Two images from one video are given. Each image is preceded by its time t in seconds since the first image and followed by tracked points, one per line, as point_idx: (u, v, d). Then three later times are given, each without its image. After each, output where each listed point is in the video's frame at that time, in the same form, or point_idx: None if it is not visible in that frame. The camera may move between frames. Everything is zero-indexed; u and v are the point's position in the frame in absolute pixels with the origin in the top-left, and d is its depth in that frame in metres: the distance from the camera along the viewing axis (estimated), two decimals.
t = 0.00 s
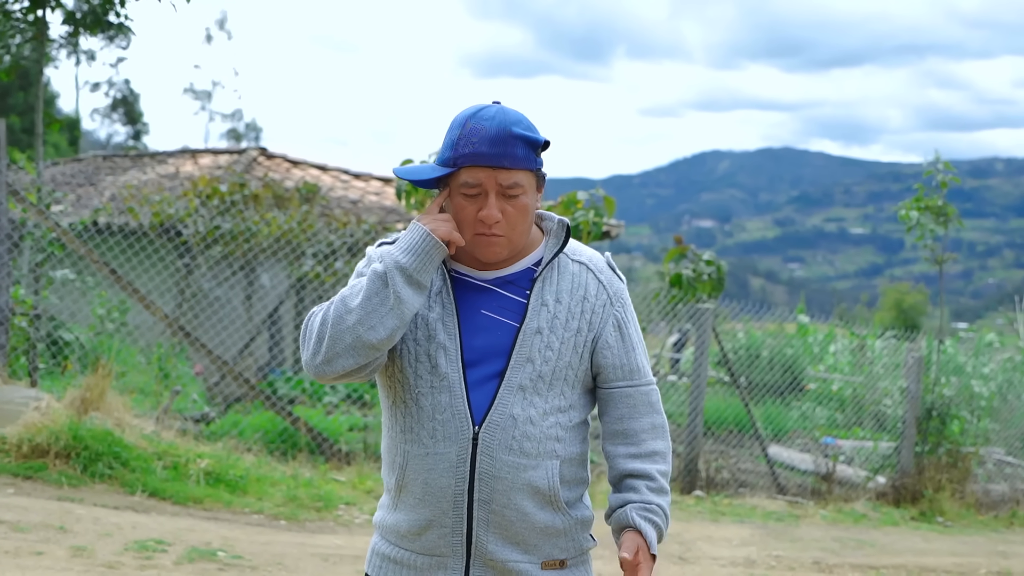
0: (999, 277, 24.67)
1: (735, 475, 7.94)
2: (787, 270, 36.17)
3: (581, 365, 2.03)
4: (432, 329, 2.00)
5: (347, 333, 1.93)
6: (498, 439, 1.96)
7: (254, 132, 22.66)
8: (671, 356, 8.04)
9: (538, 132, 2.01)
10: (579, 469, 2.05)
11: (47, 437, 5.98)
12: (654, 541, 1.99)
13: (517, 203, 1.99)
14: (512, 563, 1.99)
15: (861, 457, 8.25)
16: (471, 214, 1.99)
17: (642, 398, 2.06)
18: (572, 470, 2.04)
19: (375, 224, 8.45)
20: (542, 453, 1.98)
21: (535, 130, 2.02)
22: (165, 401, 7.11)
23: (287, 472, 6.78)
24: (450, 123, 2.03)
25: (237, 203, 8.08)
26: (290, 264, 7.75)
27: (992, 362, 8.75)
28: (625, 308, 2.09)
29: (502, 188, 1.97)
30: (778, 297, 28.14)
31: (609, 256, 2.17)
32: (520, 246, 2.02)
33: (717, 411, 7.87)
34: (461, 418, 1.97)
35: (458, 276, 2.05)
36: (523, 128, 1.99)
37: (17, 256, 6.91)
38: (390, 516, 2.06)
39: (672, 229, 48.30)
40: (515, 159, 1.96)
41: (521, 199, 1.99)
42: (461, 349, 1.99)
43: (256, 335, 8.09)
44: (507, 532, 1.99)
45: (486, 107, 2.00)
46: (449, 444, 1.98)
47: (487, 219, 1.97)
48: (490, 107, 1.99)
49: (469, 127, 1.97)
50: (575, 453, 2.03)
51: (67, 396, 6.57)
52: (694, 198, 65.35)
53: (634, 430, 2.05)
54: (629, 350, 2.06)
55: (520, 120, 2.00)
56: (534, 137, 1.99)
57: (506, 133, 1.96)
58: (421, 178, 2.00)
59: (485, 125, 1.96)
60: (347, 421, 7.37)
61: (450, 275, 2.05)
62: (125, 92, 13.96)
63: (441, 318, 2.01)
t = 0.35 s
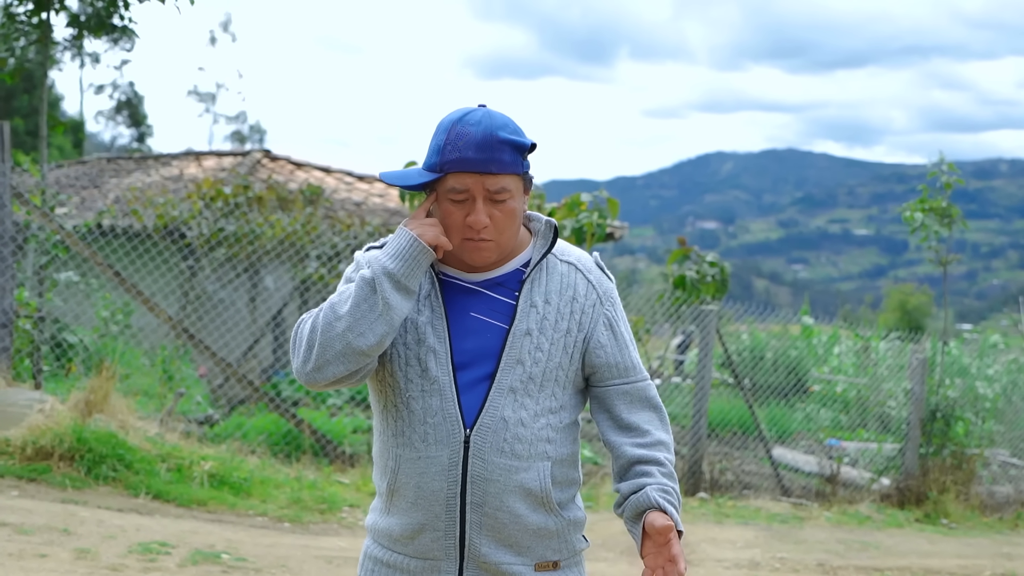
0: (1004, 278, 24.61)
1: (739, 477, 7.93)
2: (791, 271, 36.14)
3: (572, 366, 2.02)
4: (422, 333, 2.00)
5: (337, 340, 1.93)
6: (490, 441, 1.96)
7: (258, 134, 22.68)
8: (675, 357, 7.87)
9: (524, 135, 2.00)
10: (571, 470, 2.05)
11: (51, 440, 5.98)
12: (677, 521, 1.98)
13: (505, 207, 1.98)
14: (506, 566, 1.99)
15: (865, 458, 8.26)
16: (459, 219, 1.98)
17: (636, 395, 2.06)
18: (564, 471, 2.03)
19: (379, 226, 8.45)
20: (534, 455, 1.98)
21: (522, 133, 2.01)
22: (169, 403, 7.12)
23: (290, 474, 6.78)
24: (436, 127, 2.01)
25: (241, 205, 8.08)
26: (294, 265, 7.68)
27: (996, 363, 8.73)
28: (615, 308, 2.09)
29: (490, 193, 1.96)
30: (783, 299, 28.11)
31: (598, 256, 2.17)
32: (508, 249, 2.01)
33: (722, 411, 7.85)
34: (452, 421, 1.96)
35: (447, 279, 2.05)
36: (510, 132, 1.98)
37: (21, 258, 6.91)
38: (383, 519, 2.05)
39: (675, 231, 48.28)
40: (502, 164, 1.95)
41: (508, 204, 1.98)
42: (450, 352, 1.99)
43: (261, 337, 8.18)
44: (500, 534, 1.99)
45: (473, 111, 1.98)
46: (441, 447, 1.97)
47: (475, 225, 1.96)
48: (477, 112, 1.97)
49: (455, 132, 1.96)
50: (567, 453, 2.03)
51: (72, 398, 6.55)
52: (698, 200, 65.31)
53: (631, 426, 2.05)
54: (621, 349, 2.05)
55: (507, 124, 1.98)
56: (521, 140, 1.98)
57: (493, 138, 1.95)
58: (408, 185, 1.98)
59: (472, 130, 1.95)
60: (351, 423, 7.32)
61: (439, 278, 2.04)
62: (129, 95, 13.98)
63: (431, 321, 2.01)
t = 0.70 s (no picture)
0: (1005, 280, 24.61)
1: (741, 479, 7.93)
2: (792, 273, 36.13)
3: (572, 370, 2.01)
4: (422, 337, 1.99)
5: (337, 345, 1.93)
6: (490, 445, 1.95)
7: (259, 137, 22.70)
8: (676, 359, 7.87)
9: (526, 140, 1.99)
10: (571, 473, 2.04)
11: (52, 443, 5.98)
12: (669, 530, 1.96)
13: (506, 212, 1.97)
14: (505, 569, 1.98)
15: (866, 461, 8.27)
16: (460, 224, 1.97)
17: (633, 400, 2.05)
18: (564, 475, 2.02)
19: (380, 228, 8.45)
20: (533, 459, 1.97)
21: (523, 139, 2.00)
22: (170, 406, 7.09)
23: (292, 477, 6.77)
24: (438, 132, 2.01)
25: (242, 208, 8.08)
26: (296, 269, 7.59)
27: (997, 365, 8.71)
28: (616, 312, 2.08)
29: (491, 199, 1.96)
30: (784, 301, 28.10)
31: (599, 260, 2.16)
32: (509, 254, 2.00)
33: (723, 414, 7.85)
34: (452, 425, 1.96)
35: (448, 282, 2.04)
36: (511, 138, 1.96)
37: (22, 262, 6.87)
38: (383, 523, 2.05)
39: (676, 233, 48.29)
40: (503, 170, 1.94)
41: (510, 209, 1.97)
42: (451, 356, 1.98)
43: (262, 339, 8.26)
44: (499, 537, 1.98)
45: (474, 117, 1.98)
46: (441, 451, 1.96)
47: (476, 230, 1.95)
48: (478, 118, 1.97)
49: (455, 138, 1.95)
50: (568, 457, 2.02)
51: (73, 402, 6.57)
52: (699, 202, 65.28)
53: (628, 432, 2.05)
54: (620, 353, 2.04)
55: (508, 129, 1.97)
56: (522, 146, 1.97)
57: (494, 144, 1.93)
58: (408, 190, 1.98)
59: (473, 136, 1.94)
60: (352, 426, 7.35)
61: (440, 282, 2.04)
62: (130, 97, 13.99)
63: (431, 325, 2.00)
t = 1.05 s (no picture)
0: (1004, 281, 24.62)
1: (741, 480, 7.91)
2: (791, 274, 36.14)
3: (574, 373, 2.00)
4: (425, 340, 1.99)
5: (338, 348, 1.93)
6: (492, 448, 1.94)
7: (259, 140, 22.71)
8: (676, 361, 7.85)
9: (527, 142, 1.99)
10: (574, 476, 2.03)
11: (51, 446, 5.97)
12: (621, 560, 1.98)
13: (508, 214, 1.96)
14: (508, 572, 1.98)
15: (866, 462, 8.28)
16: (462, 227, 1.96)
17: (628, 407, 2.01)
18: (568, 478, 2.01)
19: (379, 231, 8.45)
20: (537, 461, 1.96)
21: (525, 140, 2.00)
22: (170, 409, 7.08)
23: (291, 479, 6.76)
24: (439, 135, 2.00)
25: (241, 211, 8.08)
26: (295, 271, 7.68)
27: (997, 366, 8.69)
28: (618, 315, 2.06)
29: (493, 201, 1.95)
30: (783, 302, 28.10)
31: (604, 262, 2.14)
32: (512, 256, 1.99)
33: (723, 416, 7.82)
34: (455, 428, 1.95)
35: (451, 285, 2.03)
36: (513, 140, 1.96)
37: (21, 265, 6.85)
38: (388, 525, 2.05)
39: (675, 235, 48.30)
40: (505, 172, 1.93)
41: (512, 211, 1.97)
42: (454, 359, 1.98)
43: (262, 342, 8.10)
44: (502, 540, 1.97)
45: (475, 119, 1.97)
46: (444, 454, 1.96)
47: (478, 232, 1.95)
48: (479, 120, 1.96)
49: (457, 140, 1.95)
50: (570, 460, 2.01)
51: (72, 405, 6.58)
52: (698, 203, 65.28)
53: (619, 441, 2.02)
54: (619, 358, 2.02)
55: (510, 131, 1.97)
56: (524, 148, 1.96)
57: (495, 146, 1.93)
58: (410, 193, 1.98)
59: (474, 138, 1.94)
60: (352, 429, 7.35)
61: (444, 285, 2.03)
62: (129, 100, 13.97)
63: (434, 328, 2.00)
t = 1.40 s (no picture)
0: (1001, 282, 24.67)
1: (738, 481, 7.90)
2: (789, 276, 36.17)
3: (575, 374, 2.00)
4: (425, 340, 1.99)
5: (336, 346, 1.93)
6: (492, 449, 1.94)
7: (257, 141, 22.72)
8: (673, 362, 7.89)
9: (530, 140, 1.99)
10: (576, 478, 2.03)
11: (49, 447, 5.97)
12: (617, 562, 1.98)
13: (513, 212, 1.96)
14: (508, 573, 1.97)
15: (863, 463, 8.27)
16: (467, 225, 1.96)
17: (631, 407, 2.02)
18: (569, 479, 2.01)
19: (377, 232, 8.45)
20: (537, 463, 1.96)
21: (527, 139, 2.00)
22: (167, 410, 7.07)
23: (289, 481, 6.76)
24: (442, 134, 2.00)
25: (238, 212, 8.09)
26: (293, 272, 7.70)
27: (994, 367, 8.72)
28: (619, 316, 2.06)
29: (498, 198, 1.95)
30: (781, 304, 28.12)
31: (606, 263, 2.14)
32: (516, 254, 1.99)
33: (720, 417, 7.81)
34: (455, 429, 1.95)
35: (453, 286, 2.04)
36: (516, 138, 1.96)
37: (18, 266, 6.87)
38: (389, 525, 2.05)
39: (672, 236, 48.28)
40: (509, 169, 1.94)
41: (516, 209, 1.97)
42: (454, 360, 1.98)
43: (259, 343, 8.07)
44: (502, 541, 1.97)
45: (478, 118, 1.98)
46: (444, 454, 1.96)
47: (484, 230, 1.94)
48: (482, 118, 1.97)
49: (461, 138, 1.95)
50: (571, 462, 2.01)
51: (69, 406, 6.58)
52: (696, 205, 65.30)
53: (621, 441, 2.03)
54: (620, 358, 2.02)
55: (512, 129, 1.97)
56: (527, 146, 1.97)
57: (499, 144, 1.93)
58: (414, 194, 1.97)
59: (478, 136, 1.94)
60: (349, 430, 7.31)
61: (445, 286, 2.03)
62: (126, 101, 13.96)
63: (435, 328, 2.00)
